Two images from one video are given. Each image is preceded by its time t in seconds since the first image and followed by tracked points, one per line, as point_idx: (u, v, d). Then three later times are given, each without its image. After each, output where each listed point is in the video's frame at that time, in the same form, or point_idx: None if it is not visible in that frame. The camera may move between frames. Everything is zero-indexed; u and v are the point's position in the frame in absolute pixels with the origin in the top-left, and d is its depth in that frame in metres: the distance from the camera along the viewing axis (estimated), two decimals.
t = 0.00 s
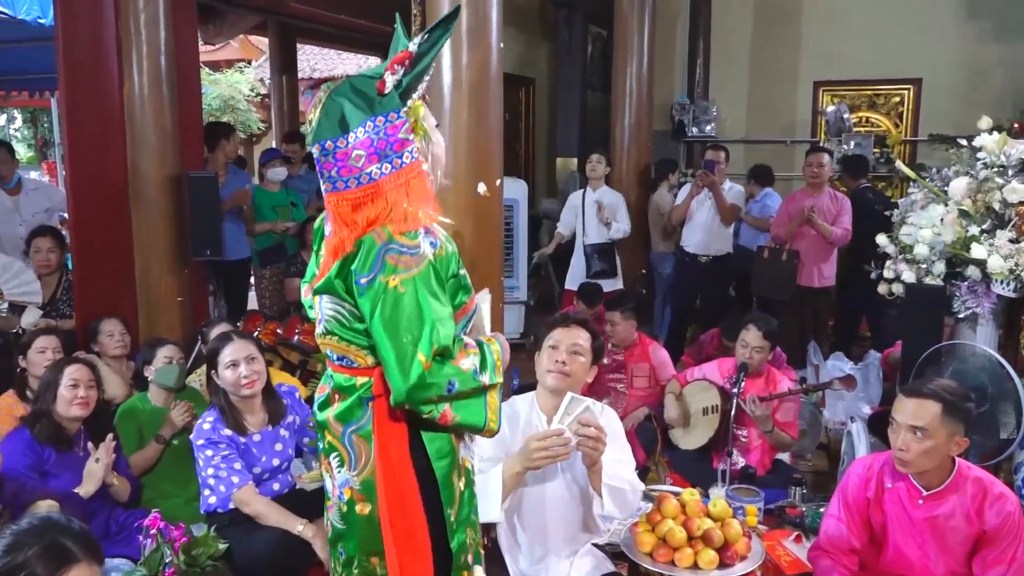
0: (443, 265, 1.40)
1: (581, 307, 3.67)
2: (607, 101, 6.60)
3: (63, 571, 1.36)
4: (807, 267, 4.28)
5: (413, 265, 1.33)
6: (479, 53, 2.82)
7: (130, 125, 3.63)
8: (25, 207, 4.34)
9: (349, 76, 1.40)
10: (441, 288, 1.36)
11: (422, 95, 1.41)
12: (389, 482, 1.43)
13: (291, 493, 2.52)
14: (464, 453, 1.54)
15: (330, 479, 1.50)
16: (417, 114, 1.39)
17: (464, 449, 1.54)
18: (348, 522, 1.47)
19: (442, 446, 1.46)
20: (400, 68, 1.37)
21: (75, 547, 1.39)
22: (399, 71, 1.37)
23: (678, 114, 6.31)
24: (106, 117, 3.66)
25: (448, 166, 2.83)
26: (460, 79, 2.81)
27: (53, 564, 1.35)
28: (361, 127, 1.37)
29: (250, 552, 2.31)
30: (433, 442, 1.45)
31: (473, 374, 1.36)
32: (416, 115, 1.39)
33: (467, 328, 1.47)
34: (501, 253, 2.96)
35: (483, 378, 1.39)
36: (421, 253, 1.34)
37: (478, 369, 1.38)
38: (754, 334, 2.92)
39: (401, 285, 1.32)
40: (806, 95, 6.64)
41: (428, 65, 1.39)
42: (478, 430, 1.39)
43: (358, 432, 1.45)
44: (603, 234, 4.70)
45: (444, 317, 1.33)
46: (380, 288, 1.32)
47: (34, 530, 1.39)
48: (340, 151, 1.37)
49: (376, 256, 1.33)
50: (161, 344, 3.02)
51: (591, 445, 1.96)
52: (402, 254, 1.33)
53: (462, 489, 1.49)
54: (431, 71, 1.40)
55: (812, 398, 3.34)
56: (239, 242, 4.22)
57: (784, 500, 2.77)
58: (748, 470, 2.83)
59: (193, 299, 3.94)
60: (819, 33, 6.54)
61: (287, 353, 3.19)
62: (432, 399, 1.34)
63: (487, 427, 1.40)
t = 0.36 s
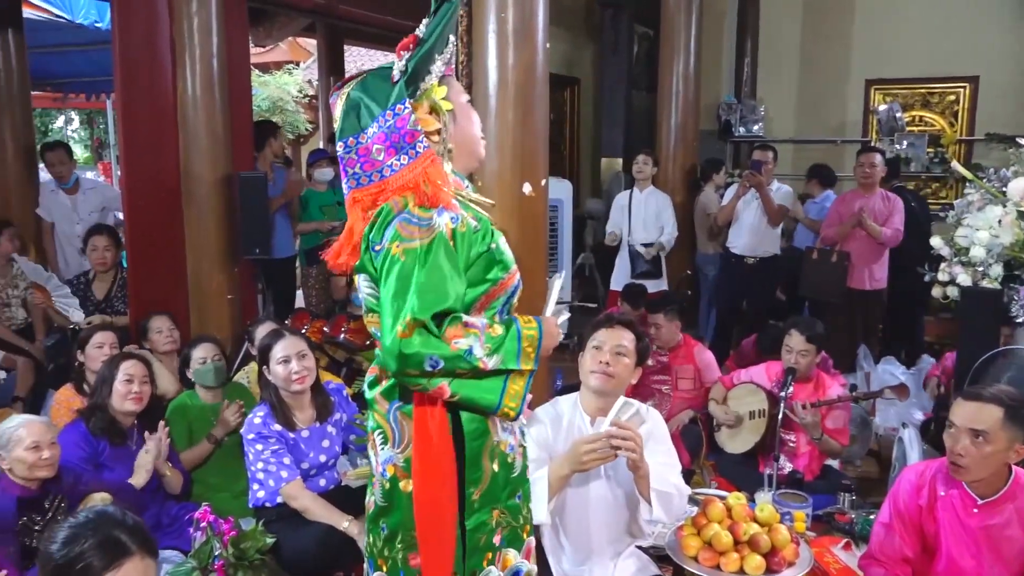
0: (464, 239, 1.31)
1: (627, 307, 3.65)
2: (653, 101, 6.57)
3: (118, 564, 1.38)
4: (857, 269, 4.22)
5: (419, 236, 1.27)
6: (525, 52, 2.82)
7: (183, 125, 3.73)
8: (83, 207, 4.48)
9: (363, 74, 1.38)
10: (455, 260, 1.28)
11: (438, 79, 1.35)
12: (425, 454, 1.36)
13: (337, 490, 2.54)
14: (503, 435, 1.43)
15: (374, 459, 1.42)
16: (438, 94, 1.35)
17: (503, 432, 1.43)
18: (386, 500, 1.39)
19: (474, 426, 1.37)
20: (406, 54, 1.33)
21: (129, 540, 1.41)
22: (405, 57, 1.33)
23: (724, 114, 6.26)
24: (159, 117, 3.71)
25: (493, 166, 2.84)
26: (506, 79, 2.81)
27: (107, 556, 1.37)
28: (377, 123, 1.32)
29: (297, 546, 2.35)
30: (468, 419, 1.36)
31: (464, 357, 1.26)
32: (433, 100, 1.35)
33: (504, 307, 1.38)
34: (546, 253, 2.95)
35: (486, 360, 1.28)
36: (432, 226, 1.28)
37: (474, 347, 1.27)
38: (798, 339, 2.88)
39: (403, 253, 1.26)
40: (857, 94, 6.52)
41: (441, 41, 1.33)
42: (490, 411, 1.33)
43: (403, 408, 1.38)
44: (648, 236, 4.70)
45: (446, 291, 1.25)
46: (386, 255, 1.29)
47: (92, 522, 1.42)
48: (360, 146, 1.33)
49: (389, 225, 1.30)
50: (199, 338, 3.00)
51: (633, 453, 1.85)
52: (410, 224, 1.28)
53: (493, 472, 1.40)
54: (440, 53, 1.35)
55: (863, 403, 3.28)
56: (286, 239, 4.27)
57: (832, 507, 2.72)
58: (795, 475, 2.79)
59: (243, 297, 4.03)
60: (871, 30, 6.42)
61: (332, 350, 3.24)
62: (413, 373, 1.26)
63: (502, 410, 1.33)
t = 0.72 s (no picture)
0: (494, 246, 1.32)
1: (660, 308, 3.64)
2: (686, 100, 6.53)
3: (150, 564, 1.41)
4: (895, 271, 4.16)
5: (451, 250, 1.25)
6: (559, 52, 2.81)
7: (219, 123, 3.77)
8: (122, 205, 4.56)
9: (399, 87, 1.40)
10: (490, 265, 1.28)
11: (467, 87, 1.36)
12: (449, 458, 1.36)
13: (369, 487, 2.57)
14: (533, 446, 1.39)
15: (413, 460, 1.45)
16: (468, 101, 1.35)
17: (534, 441, 1.39)
18: (420, 499, 1.41)
19: (503, 436, 1.35)
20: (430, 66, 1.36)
21: (162, 541, 1.44)
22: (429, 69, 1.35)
23: (760, 113, 6.23)
24: (198, 117, 3.80)
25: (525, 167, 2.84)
26: (540, 79, 2.81)
27: (141, 557, 1.41)
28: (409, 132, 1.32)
29: (329, 543, 2.36)
30: (494, 428, 1.34)
31: (524, 355, 1.25)
32: (462, 106, 1.35)
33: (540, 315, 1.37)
34: (578, 254, 2.94)
35: (547, 355, 1.28)
36: (461, 238, 1.27)
37: (532, 344, 1.27)
38: (833, 342, 2.84)
39: (438, 269, 1.24)
40: (896, 93, 6.42)
41: (465, 49, 1.35)
42: (561, 394, 1.33)
43: (436, 413, 1.39)
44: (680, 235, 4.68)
45: (493, 296, 1.24)
46: (421, 274, 1.26)
47: (128, 521, 1.45)
48: (393, 160, 1.33)
49: (422, 243, 1.28)
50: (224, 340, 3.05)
51: (663, 455, 1.82)
52: (441, 239, 1.26)
53: (520, 481, 1.35)
54: (461, 60, 1.35)
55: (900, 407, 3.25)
56: (321, 239, 4.39)
57: (867, 511, 2.69)
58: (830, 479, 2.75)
59: (277, 296, 4.07)
60: (910, 28, 6.32)
61: (365, 348, 3.28)
62: (478, 381, 1.25)
63: (572, 394, 1.32)
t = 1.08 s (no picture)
0: (504, 267, 1.33)
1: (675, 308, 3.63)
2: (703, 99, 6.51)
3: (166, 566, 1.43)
4: (914, 271, 4.12)
5: (458, 268, 1.30)
6: (575, 51, 2.80)
7: (237, 124, 3.81)
8: (140, 205, 4.60)
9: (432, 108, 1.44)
10: (492, 287, 1.31)
11: (499, 109, 1.40)
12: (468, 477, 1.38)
13: (384, 486, 2.58)
14: (560, 463, 1.40)
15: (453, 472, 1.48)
16: (497, 122, 1.39)
17: (561, 458, 1.40)
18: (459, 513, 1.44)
19: (519, 455, 1.36)
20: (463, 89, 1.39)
21: (177, 544, 1.45)
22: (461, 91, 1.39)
23: (777, 113, 6.19)
24: (215, 118, 3.81)
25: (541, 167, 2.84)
26: (556, 80, 2.81)
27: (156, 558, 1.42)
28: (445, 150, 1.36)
29: (342, 541, 2.36)
30: (510, 448, 1.36)
31: (508, 380, 1.27)
32: (492, 127, 1.38)
33: (552, 334, 1.38)
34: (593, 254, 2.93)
35: (534, 383, 1.29)
36: (468, 257, 1.31)
37: (519, 372, 1.28)
38: (853, 342, 2.81)
39: (444, 285, 1.30)
40: (915, 92, 6.36)
41: (495, 73, 1.39)
42: (546, 423, 1.34)
43: (462, 432, 1.42)
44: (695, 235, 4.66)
45: (489, 317, 1.28)
46: (432, 286, 1.33)
47: (138, 524, 1.46)
48: (428, 180, 1.37)
49: (437, 258, 1.33)
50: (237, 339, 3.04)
51: (679, 460, 1.85)
52: (452, 256, 1.32)
53: (549, 498, 1.37)
54: (494, 84, 1.38)
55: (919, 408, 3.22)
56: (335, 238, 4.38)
57: (885, 514, 2.67)
58: (847, 481, 2.73)
59: (293, 295, 4.11)
60: (929, 26, 6.26)
61: (380, 348, 3.29)
62: (461, 396, 1.29)
63: (556, 422, 1.34)
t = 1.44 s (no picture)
0: (505, 258, 1.33)
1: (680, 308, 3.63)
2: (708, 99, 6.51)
3: (192, 554, 1.28)
4: (920, 271, 4.11)
5: (459, 257, 1.30)
6: (580, 51, 2.80)
7: (243, 124, 3.81)
8: (147, 205, 4.62)
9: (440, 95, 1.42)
10: (494, 275, 1.29)
11: (507, 106, 1.38)
12: (467, 464, 1.37)
13: (389, 485, 2.58)
14: (559, 456, 1.38)
15: (436, 465, 1.45)
16: (503, 119, 1.38)
17: (558, 452, 1.38)
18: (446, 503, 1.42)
19: (517, 444, 1.35)
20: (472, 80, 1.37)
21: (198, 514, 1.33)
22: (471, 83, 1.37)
23: (783, 112, 6.17)
24: (220, 118, 3.81)
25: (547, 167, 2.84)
26: (562, 79, 2.81)
27: (180, 547, 1.26)
28: (448, 139, 1.34)
29: (350, 541, 2.37)
30: (506, 436, 1.35)
31: (509, 370, 1.28)
32: (497, 122, 1.37)
33: (551, 323, 1.36)
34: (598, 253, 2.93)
35: (532, 373, 1.31)
36: (470, 246, 1.30)
37: (519, 361, 1.29)
38: (858, 341, 2.80)
39: (444, 274, 1.30)
40: (921, 91, 6.34)
41: (507, 70, 1.38)
42: (545, 416, 1.35)
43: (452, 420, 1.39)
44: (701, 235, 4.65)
45: (489, 306, 1.27)
46: (432, 276, 1.33)
47: (142, 508, 1.29)
48: (427, 167, 1.36)
49: (437, 248, 1.33)
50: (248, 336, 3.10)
51: (686, 458, 1.84)
52: (452, 245, 1.31)
53: (545, 491, 1.36)
54: (503, 81, 1.37)
55: (925, 408, 3.22)
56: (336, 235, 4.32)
57: (891, 515, 2.66)
58: (852, 481, 2.72)
59: (299, 295, 4.12)
60: (936, 25, 6.24)
61: (386, 348, 3.30)
62: (461, 386, 1.28)
63: (555, 415, 1.36)
